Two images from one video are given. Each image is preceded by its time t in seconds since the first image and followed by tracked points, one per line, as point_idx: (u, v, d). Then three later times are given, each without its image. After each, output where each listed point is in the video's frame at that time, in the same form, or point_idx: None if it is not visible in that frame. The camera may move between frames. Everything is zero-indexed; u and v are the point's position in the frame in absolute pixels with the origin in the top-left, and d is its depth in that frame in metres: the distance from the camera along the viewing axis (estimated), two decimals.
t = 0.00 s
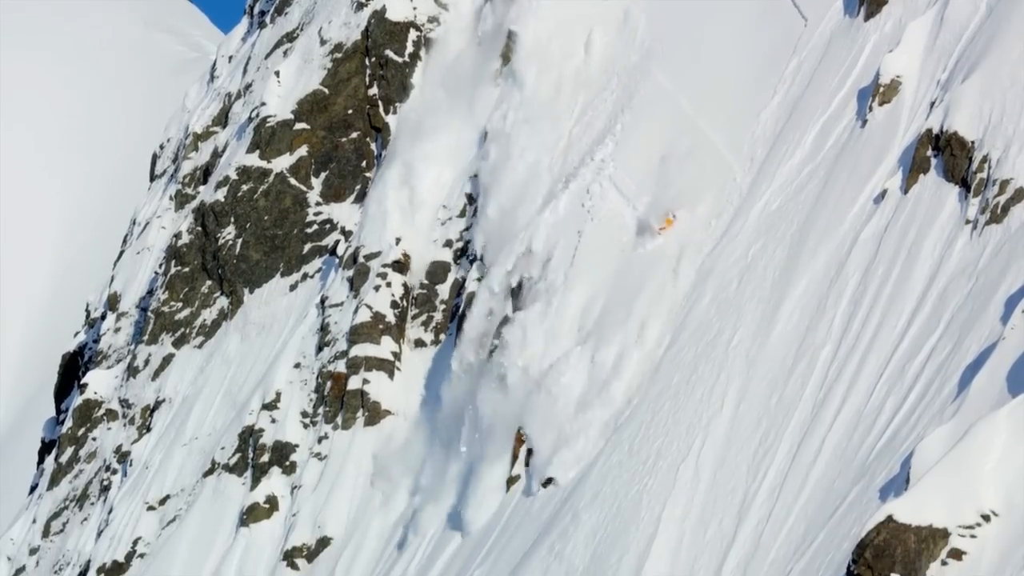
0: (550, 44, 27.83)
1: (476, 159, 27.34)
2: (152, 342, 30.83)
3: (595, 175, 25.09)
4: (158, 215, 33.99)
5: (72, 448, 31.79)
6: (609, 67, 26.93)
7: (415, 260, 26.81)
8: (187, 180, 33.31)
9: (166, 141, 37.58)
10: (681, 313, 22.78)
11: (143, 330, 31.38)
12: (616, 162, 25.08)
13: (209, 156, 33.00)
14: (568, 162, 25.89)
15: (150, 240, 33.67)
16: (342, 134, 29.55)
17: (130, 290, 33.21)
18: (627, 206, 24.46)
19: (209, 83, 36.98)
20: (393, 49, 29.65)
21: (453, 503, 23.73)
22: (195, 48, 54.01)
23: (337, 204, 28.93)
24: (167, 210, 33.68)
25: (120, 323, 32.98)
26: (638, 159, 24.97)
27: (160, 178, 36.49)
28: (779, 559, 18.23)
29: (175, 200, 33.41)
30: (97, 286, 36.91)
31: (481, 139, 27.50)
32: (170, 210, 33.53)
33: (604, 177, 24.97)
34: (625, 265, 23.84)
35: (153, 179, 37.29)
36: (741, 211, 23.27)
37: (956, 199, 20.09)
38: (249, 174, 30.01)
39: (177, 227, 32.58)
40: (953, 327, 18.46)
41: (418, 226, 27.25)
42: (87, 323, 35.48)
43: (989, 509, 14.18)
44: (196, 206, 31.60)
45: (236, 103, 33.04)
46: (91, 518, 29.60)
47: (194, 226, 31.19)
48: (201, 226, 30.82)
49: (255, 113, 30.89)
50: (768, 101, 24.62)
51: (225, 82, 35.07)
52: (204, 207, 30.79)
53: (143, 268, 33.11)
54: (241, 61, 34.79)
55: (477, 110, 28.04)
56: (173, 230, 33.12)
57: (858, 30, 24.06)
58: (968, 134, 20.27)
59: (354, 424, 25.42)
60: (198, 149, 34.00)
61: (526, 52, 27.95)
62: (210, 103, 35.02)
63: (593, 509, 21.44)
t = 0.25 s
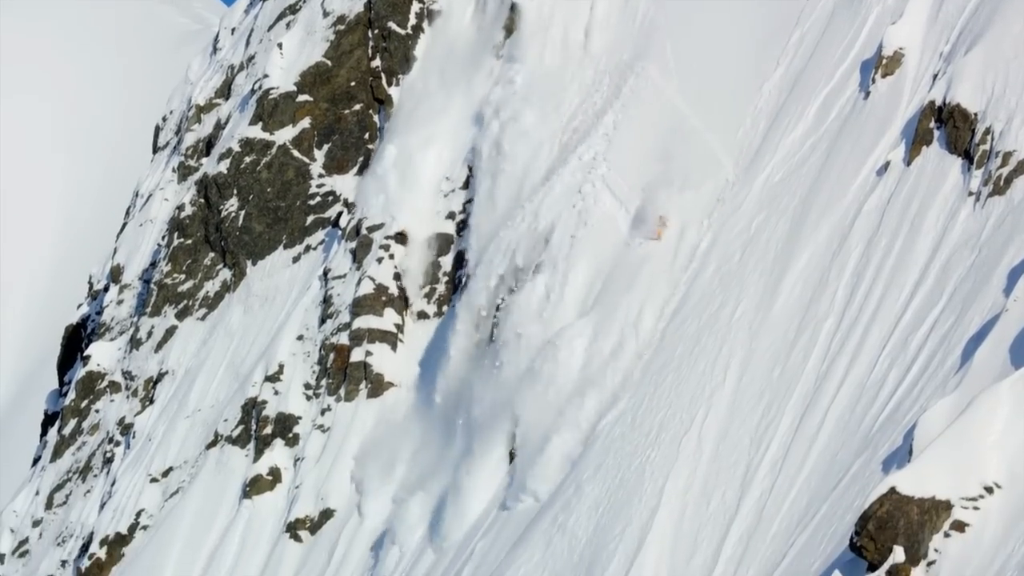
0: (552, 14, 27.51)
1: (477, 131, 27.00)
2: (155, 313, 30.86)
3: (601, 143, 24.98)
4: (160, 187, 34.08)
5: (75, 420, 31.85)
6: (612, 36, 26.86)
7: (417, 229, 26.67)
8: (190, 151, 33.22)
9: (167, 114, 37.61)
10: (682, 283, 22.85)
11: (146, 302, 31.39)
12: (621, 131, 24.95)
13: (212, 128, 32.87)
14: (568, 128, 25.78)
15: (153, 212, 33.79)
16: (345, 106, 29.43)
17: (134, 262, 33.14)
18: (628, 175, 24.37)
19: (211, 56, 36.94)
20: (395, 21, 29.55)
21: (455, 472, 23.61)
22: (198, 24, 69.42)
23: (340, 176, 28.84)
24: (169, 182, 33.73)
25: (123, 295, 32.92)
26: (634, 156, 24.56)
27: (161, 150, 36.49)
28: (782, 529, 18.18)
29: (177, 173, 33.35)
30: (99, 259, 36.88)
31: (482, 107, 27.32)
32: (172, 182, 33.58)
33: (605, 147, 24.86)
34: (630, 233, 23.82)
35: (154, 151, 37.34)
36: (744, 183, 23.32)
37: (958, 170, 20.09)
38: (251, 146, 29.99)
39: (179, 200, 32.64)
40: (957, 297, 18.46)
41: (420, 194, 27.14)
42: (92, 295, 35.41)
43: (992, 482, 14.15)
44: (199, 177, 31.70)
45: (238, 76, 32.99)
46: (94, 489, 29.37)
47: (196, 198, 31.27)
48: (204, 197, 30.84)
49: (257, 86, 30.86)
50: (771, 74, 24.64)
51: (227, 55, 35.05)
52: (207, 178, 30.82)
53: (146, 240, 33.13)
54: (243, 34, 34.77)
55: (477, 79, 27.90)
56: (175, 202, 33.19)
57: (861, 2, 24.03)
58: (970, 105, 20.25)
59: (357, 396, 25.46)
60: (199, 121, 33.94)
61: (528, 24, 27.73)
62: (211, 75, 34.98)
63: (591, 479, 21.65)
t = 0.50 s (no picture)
0: None
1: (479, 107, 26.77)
2: (159, 293, 31.22)
3: (602, 122, 24.78)
4: (164, 165, 34.19)
5: (79, 398, 32.69)
6: (616, 8, 26.62)
7: (420, 204, 26.43)
8: (194, 131, 33.27)
9: (172, 92, 37.72)
10: (682, 259, 22.97)
11: (150, 281, 31.80)
12: (624, 109, 24.79)
13: (216, 106, 32.86)
14: (572, 105, 25.64)
15: (157, 190, 33.92)
16: (349, 85, 29.34)
17: (138, 241, 33.53)
18: (631, 154, 24.29)
19: (216, 33, 36.93)
20: None
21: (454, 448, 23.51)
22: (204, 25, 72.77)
23: (344, 156, 29.01)
24: (172, 159, 33.82)
25: (127, 274, 33.38)
26: (632, 145, 24.40)
27: (166, 128, 36.58)
28: (786, 509, 18.30)
29: (181, 151, 33.44)
30: (103, 235, 37.12)
31: (485, 82, 27.16)
32: (176, 160, 33.65)
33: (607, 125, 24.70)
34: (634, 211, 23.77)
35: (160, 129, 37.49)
36: (748, 159, 23.31)
37: (962, 149, 20.06)
38: (255, 125, 30.03)
39: (183, 178, 32.76)
40: (962, 275, 18.47)
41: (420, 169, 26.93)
42: (96, 274, 35.99)
43: (996, 460, 14.37)
44: (202, 155, 31.84)
45: (242, 54, 32.98)
46: (98, 468, 29.85)
47: (200, 176, 31.45)
48: (208, 176, 31.04)
49: (261, 64, 30.67)
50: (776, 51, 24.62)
51: (231, 33, 35.05)
52: (211, 156, 31.02)
53: (150, 218, 33.38)
54: (247, 12, 34.75)
55: (480, 54, 27.67)
56: (179, 180, 33.27)
57: None
58: (975, 84, 20.22)
59: (361, 374, 25.44)
60: (204, 99, 34.02)
61: None
62: (216, 54, 34.99)
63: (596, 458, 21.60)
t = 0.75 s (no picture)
0: None
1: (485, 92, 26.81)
2: (166, 273, 31.65)
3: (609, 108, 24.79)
4: (171, 146, 34.48)
5: (86, 379, 33.23)
6: None
7: (427, 185, 26.36)
8: (201, 112, 33.58)
9: (179, 73, 37.94)
10: (688, 238, 22.98)
11: (158, 262, 32.21)
12: (631, 96, 24.79)
13: (223, 88, 33.03)
14: (580, 90, 25.67)
15: (165, 170, 34.34)
16: (356, 65, 29.51)
17: (145, 222, 34.04)
18: (637, 137, 24.33)
19: (222, 14, 36.97)
20: None
21: (460, 430, 23.50)
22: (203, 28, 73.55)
23: (350, 136, 29.03)
24: (179, 140, 34.09)
25: (135, 254, 33.92)
26: (637, 130, 24.36)
27: (173, 109, 36.80)
28: (792, 491, 18.21)
29: (189, 132, 33.70)
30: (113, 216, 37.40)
31: (491, 64, 27.07)
32: (184, 140, 33.89)
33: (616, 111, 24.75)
34: (641, 194, 23.77)
35: (167, 110, 37.76)
36: (756, 139, 23.31)
37: (970, 130, 19.94)
38: (263, 106, 30.50)
39: (190, 159, 33.06)
40: (970, 254, 18.30)
41: (426, 151, 26.91)
42: (103, 254, 36.56)
43: (1003, 441, 14.17)
44: (210, 137, 32.25)
45: (249, 36, 33.10)
46: (106, 449, 30.24)
47: (208, 157, 31.87)
48: (216, 157, 31.46)
49: (269, 45, 31.19)
50: (783, 32, 24.56)
51: (238, 14, 35.16)
52: (219, 137, 31.46)
53: (158, 199, 33.84)
54: None
55: (486, 37, 27.60)
56: (185, 160, 33.63)
57: None
58: (983, 65, 20.06)
59: (369, 355, 25.66)
60: (211, 81, 34.19)
61: None
62: (223, 35, 35.10)
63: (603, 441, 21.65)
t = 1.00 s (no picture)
0: None
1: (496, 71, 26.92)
2: (182, 250, 31.60)
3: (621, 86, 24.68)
4: (187, 123, 34.59)
5: (102, 355, 32.89)
6: None
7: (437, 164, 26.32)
8: (217, 88, 33.55)
9: (194, 50, 38.18)
10: (704, 216, 22.98)
11: (173, 238, 32.12)
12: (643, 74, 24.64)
13: (239, 65, 33.02)
14: (593, 70, 25.47)
15: (179, 148, 34.41)
16: (371, 42, 29.48)
17: (160, 200, 34.03)
18: (650, 117, 24.13)
19: None
20: None
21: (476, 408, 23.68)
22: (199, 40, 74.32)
23: (365, 113, 29.13)
24: (195, 118, 34.26)
25: (150, 231, 33.90)
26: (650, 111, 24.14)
27: (189, 86, 36.93)
28: (807, 467, 18.42)
29: (204, 108, 33.92)
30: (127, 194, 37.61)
31: (506, 44, 27.11)
32: (199, 117, 34.11)
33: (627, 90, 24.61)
34: (657, 170, 23.70)
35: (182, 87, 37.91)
36: (771, 116, 23.29)
37: (984, 107, 19.97)
38: (278, 82, 30.40)
39: (205, 136, 33.14)
40: (984, 232, 18.36)
41: (439, 128, 26.88)
42: (119, 231, 36.58)
43: (1019, 417, 14.21)
44: (224, 114, 32.27)
45: (264, 12, 33.06)
46: (121, 425, 30.20)
47: (223, 134, 31.83)
48: (230, 133, 31.40)
49: (284, 22, 30.96)
50: (798, 8, 24.44)
51: None
52: (234, 114, 31.26)
53: (173, 175, 33.87)
54: None
55: (501, 17, 27.60)
56: (201, 138, 33.73)
57: None
58: (997, 41, 20.04)
59: (384, 332, 25.71)
60: (226, 57, 34.22)
61: None
62: (239, 11, 35.14)
63: (617, 418, 21.75)
